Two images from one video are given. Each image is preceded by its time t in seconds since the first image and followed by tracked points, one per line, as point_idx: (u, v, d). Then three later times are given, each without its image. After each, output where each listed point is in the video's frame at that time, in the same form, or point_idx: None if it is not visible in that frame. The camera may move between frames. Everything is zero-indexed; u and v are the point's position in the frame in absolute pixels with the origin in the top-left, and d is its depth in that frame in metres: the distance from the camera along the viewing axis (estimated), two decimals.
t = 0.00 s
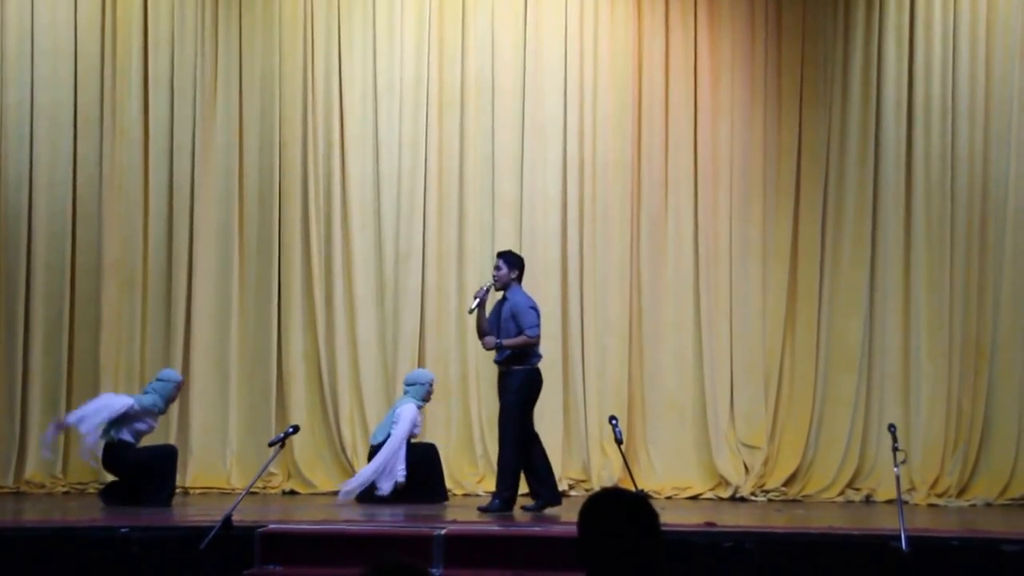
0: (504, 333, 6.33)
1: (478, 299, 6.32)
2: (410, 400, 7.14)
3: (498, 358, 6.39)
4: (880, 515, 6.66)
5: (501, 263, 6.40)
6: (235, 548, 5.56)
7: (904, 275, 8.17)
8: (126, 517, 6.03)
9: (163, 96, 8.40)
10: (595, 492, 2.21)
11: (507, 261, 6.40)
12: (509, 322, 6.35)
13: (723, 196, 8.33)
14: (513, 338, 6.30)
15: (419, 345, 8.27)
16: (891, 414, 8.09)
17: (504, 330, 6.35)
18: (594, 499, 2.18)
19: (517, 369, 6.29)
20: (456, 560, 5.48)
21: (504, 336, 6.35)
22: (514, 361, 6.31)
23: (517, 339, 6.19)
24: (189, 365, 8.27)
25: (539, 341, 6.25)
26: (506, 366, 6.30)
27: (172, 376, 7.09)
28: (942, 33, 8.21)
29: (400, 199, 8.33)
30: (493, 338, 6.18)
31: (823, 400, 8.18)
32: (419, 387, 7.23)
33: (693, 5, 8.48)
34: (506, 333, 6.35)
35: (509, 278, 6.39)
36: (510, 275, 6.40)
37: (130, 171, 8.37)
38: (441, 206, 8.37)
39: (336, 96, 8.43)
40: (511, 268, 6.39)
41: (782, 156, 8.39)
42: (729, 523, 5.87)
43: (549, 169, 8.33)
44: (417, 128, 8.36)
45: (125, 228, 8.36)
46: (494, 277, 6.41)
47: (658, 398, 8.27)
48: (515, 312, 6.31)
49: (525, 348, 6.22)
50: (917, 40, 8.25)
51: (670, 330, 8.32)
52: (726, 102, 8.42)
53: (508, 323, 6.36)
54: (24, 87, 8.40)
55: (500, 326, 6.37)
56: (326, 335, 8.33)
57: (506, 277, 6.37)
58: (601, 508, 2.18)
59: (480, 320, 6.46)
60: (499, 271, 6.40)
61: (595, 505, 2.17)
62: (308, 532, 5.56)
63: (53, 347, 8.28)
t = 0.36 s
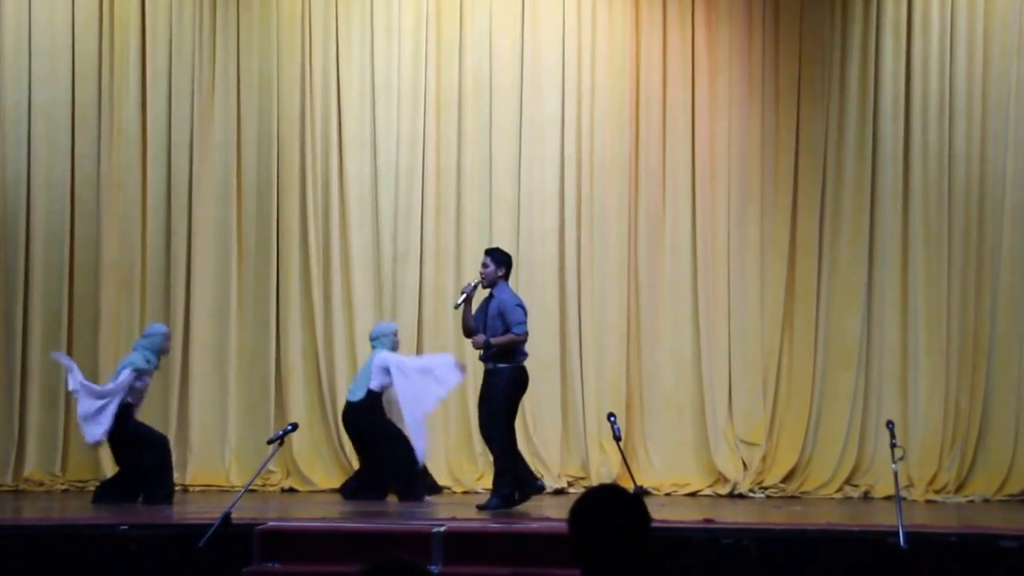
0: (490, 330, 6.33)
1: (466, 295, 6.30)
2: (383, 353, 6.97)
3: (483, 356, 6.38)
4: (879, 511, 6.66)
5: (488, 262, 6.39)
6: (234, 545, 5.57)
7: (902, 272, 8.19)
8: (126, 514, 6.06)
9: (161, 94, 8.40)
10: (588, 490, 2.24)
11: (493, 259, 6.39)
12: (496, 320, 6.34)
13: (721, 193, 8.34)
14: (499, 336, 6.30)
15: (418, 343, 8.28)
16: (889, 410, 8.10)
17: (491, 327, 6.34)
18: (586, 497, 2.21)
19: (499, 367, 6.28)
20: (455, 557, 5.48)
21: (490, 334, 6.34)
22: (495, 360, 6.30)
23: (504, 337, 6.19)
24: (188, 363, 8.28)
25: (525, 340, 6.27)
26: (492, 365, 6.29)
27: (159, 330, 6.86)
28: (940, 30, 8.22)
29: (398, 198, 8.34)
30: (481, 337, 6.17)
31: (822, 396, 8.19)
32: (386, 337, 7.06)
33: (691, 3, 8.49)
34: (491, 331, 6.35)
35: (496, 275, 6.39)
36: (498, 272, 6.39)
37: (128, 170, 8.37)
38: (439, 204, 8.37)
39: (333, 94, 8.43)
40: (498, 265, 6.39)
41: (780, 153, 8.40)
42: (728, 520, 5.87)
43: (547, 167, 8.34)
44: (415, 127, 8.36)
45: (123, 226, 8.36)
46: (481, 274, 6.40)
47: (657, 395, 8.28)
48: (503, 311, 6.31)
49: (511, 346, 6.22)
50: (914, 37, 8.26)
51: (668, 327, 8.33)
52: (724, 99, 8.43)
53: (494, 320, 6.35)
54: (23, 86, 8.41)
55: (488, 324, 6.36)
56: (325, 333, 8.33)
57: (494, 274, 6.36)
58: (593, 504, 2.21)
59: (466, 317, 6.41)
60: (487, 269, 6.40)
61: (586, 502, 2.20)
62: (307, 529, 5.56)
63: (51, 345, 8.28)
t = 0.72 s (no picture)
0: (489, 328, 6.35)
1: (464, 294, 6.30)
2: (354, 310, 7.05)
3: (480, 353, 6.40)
4: (879, 508, 6.67)
5: (484, 259, 6.40)
6: (234, 542, 5.58)
7: (901, 269, 8.20)
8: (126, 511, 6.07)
9: (161, 93, 8.41)
10: (582, 488, 2.29)
11: (489, 257, 6.40)
12: (494, 316, 6.37)
13: (721, 190, 8.34)
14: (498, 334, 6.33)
15: (418, 340, 8.29)
16: (889, 407, 8.11)
17: (489, 325, 6.37)
18: (579, 493, 2.27)
19: (498, 365, 6.31)
20: (456, 554, 5.49)
21: (488, 332, 6.37)
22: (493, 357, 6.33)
23: (504, 335, 6.23)
24: (188, 361, 8.29)
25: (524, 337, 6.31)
26: (490, 361, 6.33)
27: (116, 282, 7.04)
28: (939, 28, 8.23)
29: (399, 197, 8.33)
30: (481, 339, 6.22)
31: (821, 393, 8.20)
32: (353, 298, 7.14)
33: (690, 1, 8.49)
34: (490, 329, 6.37)
35: (493, 273, 6.40)
36: (494, 270, 6.41)
37: (127, 168, 8.37)
38: (439, 203, 8.37)
39: (333, 92, 8.43)
40: (495, 263, 6.40)
41: (780, 150, 8.40)
42: (728, 516, 5.88)
43: (547, 166, 8.34)
44: (414, 125, 8.36)
45: (123, 224, 8.37)
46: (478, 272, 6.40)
47: (657, 391, 8.29)
48: (501, 308, 6.33)
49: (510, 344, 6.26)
50: (914, 34, 8.26)
51: (668, 324, 8.34)
52: (723, 96, 8.43)
53: (492, 318, 6.37)
54: (22, 85, 8.41)
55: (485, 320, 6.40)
56: (325, 330, 8.33)
57: (490, 272, 6.37)
58: (586, 500, 2.27)
59: (463, 315, 6.45)
60: (483, 267, 6.41)
61: (580, 501, 2.26)
62: (307, 526, 5.57)
63: (51, 343, 8.30)
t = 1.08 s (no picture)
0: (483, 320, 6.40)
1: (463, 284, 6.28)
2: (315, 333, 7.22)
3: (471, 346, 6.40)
4: (880, 503, 6.68)
5: (478, 250, 6.43)
6: (236, 537, 5.58)
7: (902, 265, 8.20)
8: (128, 507, 6.08)
9: (161, 87, 8.41)
10: (580, 488, 2.36)
11: (483, 249, 6.43)
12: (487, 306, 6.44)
13: (722, 186, 8.33)
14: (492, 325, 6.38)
15: (420, 336, 8.30)
16: (889, 402, 8.12)
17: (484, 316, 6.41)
18: (577, 494, 2.34)
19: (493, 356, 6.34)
20: (458, 551, 5.49)
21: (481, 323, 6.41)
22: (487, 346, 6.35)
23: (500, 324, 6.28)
24: (191, 357, 8.30)
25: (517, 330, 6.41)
26: (486, 354, 6.34)
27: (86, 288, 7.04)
28: (939, 24, 8.24)
29: (400, 191, 8.33)
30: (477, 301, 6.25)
31: (822, 388, 8.21)
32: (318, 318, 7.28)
33: None
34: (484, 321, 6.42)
35: (486, 267, 6.45)
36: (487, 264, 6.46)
37: (128, 163, 8.37)
38: (441, 198, 8.38)
39: (334, 87, 8.44)
40: (488, 257, 6.45)
41: (780, 146, 8.39)
42: (729, 512, 5.89)
43: (548, 161, 8.35)
44: (416, 120, 8.36)
45: (124, 219, 8.37)
46: (473, 265, 6.41)
47: (658, 387, 8.30)
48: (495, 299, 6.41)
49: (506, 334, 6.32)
50: (915, 30, 8.26)
51: (669, 320, 8.34)
52: (724, 92, 8.42)
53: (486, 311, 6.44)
54: (23, 79, 8.41)
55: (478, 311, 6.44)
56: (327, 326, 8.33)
57: (486, 265, 6.42)
58: (585, 500, 2.34)
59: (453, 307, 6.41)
60: (476, 260, 6.42)
61: (589, 496, 2.33)
62: (309, 522, 5.57)
63: (52, 338, 8.30)
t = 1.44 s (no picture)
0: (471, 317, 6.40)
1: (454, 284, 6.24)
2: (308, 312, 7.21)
3: (456, 343, 6.38)
4: (882, 499, 6.69)
5: (458, 247, 6.35)
6: (239, 532, 5.58)
7: (904, 261, 8.19)
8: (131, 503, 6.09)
9: (163, 84, 8.41)
10: (582, 485, 2.44)
11: (463, 245, 6.36)
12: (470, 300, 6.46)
13: (724, 183, 8.33)
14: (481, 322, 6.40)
15: (422, 332, 8.30)
16: (891, 398, 8.12)
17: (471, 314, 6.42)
18: (578, 494, 2.41)
19: (484, 352, 6.36)
20: (461, 545, 5.50)
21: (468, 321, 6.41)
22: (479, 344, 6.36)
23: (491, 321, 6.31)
24: (193, 352, 8.31)
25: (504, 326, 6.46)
26: (476, 351, 6.35)
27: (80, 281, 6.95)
28: (942, 20, 8.23)
29: (402, 188, 8.33)
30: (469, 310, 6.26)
31: (824, 384, 8.21)
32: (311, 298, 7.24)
33: None
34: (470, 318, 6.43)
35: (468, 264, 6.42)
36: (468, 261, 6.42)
37: (130, 159, 8.38)
38: (443, 195, 8.37)
39: (336, 83, 8.43)
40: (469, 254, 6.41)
41: (782, 142, 8.38)
42: (732, 508, 5.90)
43: (551, 157, 8.34)
44: (418, 117, 8.36)
45: (126, 215, 8.38)
46: (455, 264, 6.35)
47: (660, 383, 8.30)
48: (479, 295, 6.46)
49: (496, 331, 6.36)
50: (917, 26, 8.25)
51: (671, 316, 8.34)
52: (726, 88, 8.41)
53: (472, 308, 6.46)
54: (25, 75, 8.42)
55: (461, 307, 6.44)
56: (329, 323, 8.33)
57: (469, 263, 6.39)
58: (586, 497, 2.42)
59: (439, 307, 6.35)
60: (457, 257, 6.36)
61: (587, 491, 2.42)
62: (311, 517, 5.57)
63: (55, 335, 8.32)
